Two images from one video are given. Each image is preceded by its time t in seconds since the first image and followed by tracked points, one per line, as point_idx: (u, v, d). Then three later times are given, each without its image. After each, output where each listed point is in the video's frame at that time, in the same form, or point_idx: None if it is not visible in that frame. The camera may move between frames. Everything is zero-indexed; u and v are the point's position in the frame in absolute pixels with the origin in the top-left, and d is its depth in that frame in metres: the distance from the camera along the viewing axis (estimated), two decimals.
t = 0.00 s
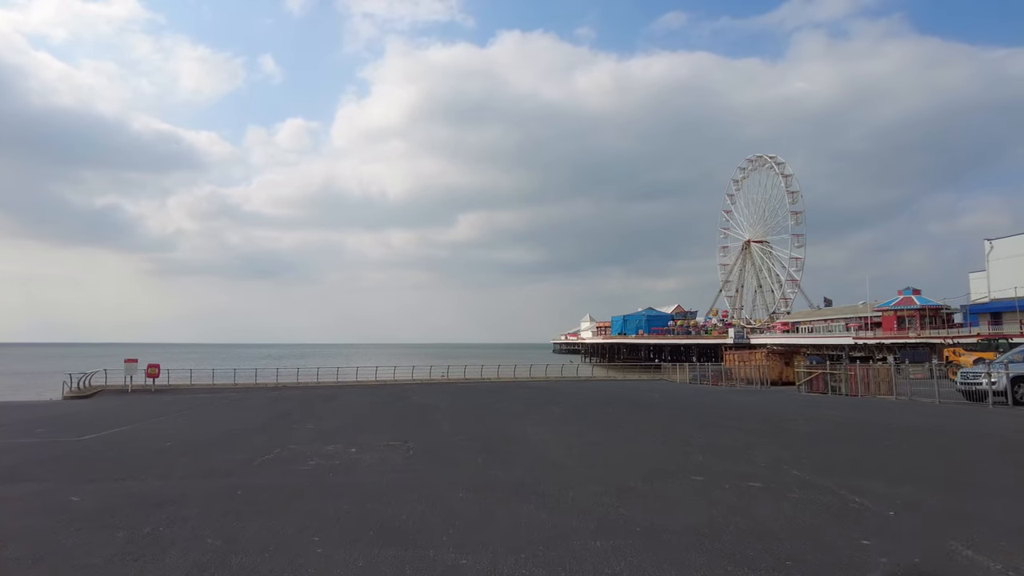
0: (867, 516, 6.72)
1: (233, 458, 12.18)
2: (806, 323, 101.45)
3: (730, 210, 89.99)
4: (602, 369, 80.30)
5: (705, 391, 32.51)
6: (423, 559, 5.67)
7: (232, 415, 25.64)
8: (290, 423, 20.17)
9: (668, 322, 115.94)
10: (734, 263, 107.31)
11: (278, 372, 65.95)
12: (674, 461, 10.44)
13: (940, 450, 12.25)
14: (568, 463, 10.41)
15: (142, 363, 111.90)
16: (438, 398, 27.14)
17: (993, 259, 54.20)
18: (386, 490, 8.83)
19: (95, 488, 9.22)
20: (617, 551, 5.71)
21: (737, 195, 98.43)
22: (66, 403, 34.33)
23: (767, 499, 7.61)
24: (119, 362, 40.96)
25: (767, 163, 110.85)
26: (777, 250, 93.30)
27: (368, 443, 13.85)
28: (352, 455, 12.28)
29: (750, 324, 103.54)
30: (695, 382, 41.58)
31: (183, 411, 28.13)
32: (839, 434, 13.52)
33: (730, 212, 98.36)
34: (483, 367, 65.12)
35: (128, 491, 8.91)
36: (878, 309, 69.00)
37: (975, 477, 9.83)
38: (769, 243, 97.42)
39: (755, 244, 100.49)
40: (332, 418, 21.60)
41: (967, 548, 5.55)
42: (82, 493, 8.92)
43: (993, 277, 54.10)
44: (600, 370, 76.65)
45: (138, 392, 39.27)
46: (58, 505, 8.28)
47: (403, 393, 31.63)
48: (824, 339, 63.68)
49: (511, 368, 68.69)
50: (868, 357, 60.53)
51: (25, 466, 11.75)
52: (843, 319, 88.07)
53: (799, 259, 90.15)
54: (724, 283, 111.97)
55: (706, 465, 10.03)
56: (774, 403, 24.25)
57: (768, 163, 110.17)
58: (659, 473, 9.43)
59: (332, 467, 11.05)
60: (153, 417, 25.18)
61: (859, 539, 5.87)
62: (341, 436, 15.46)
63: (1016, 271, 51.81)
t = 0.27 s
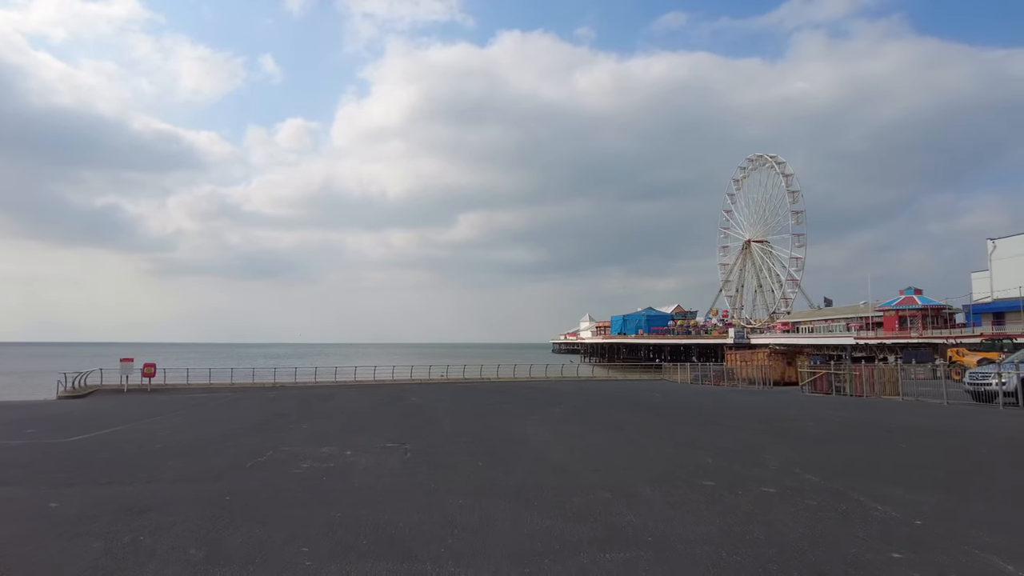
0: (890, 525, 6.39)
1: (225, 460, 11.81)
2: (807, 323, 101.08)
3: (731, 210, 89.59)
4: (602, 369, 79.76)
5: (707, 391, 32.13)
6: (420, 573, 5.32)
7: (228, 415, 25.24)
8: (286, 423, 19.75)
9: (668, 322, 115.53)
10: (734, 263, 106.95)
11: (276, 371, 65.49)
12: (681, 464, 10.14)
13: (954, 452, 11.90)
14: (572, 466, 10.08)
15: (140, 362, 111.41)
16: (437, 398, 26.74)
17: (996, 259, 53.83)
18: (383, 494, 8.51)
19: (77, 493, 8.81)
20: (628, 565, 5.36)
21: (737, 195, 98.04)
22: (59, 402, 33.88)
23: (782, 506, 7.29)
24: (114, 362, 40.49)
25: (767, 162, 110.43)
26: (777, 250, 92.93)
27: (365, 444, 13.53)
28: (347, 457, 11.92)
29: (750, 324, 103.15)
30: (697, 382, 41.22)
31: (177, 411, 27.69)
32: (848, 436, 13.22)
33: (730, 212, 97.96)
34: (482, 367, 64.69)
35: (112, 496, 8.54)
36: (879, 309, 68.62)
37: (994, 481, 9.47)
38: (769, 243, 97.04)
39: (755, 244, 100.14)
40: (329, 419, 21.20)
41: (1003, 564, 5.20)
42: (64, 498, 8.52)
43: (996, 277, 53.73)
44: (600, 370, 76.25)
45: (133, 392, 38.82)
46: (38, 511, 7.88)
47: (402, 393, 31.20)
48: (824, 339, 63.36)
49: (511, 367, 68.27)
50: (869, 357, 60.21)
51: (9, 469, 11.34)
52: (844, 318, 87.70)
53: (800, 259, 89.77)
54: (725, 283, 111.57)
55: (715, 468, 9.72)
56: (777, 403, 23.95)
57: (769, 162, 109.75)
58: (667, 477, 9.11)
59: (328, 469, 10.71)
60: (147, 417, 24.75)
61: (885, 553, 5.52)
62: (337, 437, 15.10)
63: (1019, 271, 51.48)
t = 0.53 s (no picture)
0: (909, 535, 6.04)
1: (213, 463, 11.42)
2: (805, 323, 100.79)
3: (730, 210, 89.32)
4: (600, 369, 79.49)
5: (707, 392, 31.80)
6: None
7: (221, 416, 24.83)
8: (279, 425, 19.37)
9: (667, 322, 115.26)
10: (733, 263, 106.65)
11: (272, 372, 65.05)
12: (685, 467, 9.80)
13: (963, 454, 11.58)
14: (572, 470, 9.73)
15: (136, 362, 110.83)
16: (433, 399, 26.37)
17: (996, 259, 53.56)
18: (375, 500, 8.15)
19: (55, 499, 8.43)
20: None
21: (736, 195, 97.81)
22: (52, 403, 33.47)
23: (794, 514, 6.94)
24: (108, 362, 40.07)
25: (766, 162, 110.07)
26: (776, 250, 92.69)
27: (358, 447, 13.15)
28: (339, 460, 11.55)
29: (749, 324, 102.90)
30: (697, 382, 40.86)
31: (170, 412, 27.28)
32: (855, 438, 12.89)
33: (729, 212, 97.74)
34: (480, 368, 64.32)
35: (89, 503, 8.17)
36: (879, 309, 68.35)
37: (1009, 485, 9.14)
38: (768, 243, 96.82)
39: (753, 244, 99.83)
40: (323, 420, 20.82)
41: None
42: (40, 504, 8.14)
43: (997, 277, 53.46)
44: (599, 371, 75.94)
45: (127, 392, 38.39)
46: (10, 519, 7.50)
47: (398, 394, 30.83)
48: (824, 340, 63.05)
49: (509, 368, 67.91)
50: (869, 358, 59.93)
51: None
52: (843, 319, 87.45)
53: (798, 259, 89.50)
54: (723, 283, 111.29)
55: (721, 471, 9.38)
56: (779, 405, 23.61)
57: (767, 162, 109.57)
58: (671, 482, 8.76)
59: (319, 473, 10.34)
60: (138, 418, 24.35)
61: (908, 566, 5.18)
62: (330, 440, 14.71)
63: (1019, 270, 51.19)
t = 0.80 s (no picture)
0: (930, 546, 5.64)
1: (194, 467, 10.94)
2: (802, 323, 100.65)
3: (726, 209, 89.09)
4: (596, 369, 79.11)
5: (704, 393, 31.46)
6: None
7: (209, 418, 24.27)
8: (267, 426, 18.87)
9: (663, 322, 115.00)
10: (729, 263, 106.43)
11: (265, 372, 64.43)
12: (687, 472, 9.38)
13: (973, 455, 11.18)
14: (569, 474, 9.32)
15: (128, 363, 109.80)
16: (427, 400, 25.91)
17: (994, 258, 53.39)
18: (360, 506, 7.71)
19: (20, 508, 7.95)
20: None
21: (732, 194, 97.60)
22: (38, 404, 32.85)
23: (804, 521, 6.53)
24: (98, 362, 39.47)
25: (763, 162, 109.83)
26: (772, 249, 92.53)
27: (347, 450, 12.69)
28: (326, 464, 11.09)
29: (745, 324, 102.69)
30: (694, 383, 40.47)
31: (158, 413, 26.72)
32: (860, 439, 12.50)
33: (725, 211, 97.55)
34: (476, 368, 63.86)
35: (54, 512, 7.69)
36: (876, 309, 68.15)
37: None
38: (764, 243, 96.62)
39: (749, 244, 99.58)
40: (313, 421, 20.33)
41: None
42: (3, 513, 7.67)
43: (994, 276, 53.30)
44: (595, 371, 75.54)
45: (116, 393, 37.78)
46: None
47: (392, 394, 30.36)
48: (821, 339, 62.80)
49: (504, 368, 67.48)
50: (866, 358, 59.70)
51: None
52: (839, 318, 87.28)
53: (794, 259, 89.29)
54: (719, 283, 111.07)
55: (725, 476, 8.98)
56: (779, 405, 23.25)
57: (764, 161, 109.50)
58: (673, 488, 8.35)
59: (304, 478, 9.89)
60: (124, 419, 23.78)
61: None
62: (319, 443, 14.22)
63: (1017, 270, 51.01)
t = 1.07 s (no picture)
0: (964, 566, 5.25)
1: (181, 473, 10.51)
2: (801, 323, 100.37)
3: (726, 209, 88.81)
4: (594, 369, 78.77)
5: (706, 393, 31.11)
6: None
7: (203, 420, 23.81)
8: (261, 429, 18.45)
9: (662, 322, 114.66)
10: (728, 262, 106.09)
11: (262, 372, 63.92)
12: (696, 479, 9.00)
13: (990, 461, 10.81)
14: (573, 482, 8.93)
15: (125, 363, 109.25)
16: (425, 402, 25.51)
17: (995, 257, 53.10)
18: (354, 519, 7.30)
19: None
20: None
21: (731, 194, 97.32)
22: (30, 406, 32.37)
23: (826, 536, 6.14)
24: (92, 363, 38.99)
25: (762, 161, 109.46)
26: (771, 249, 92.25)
27: (342, 454, 12.28)
28: (320, 470, 10.69)
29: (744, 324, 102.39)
30: (694, 383, 40.06)
31: (151, 415, 26.27)
32: (873, 444, 12.12)
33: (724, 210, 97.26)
34: (474, 368, 63.46)
35: (29, 526, 7.30)
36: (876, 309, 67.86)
37: None
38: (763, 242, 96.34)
39: (749, 243, 99.23)
40: (309, 424, 19.92)
41: None
42: None
43: (995, 275, 53.01)
44: (594, 371, 75.16)
45: (110, 394, 37.30)
46: None
47: (389, 396, 29.94)
48: (821, 339, 62.46)
49: (503, 368, 67.07)
50: (866, 357, 59.36)
51: None
52: (839, 318, 87.01)
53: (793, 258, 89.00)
54: (718, 283, 110.75)
55: (736, 484, 8.59)
56: (783, 407, 22.87)
57: (763, 161, 109.22)
58: (683, 497, 7.96)
59: (296, 485, 9.49)
60: (117, 422, 23.33)
61: None
62: (312, 447, 13.79)
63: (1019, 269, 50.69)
